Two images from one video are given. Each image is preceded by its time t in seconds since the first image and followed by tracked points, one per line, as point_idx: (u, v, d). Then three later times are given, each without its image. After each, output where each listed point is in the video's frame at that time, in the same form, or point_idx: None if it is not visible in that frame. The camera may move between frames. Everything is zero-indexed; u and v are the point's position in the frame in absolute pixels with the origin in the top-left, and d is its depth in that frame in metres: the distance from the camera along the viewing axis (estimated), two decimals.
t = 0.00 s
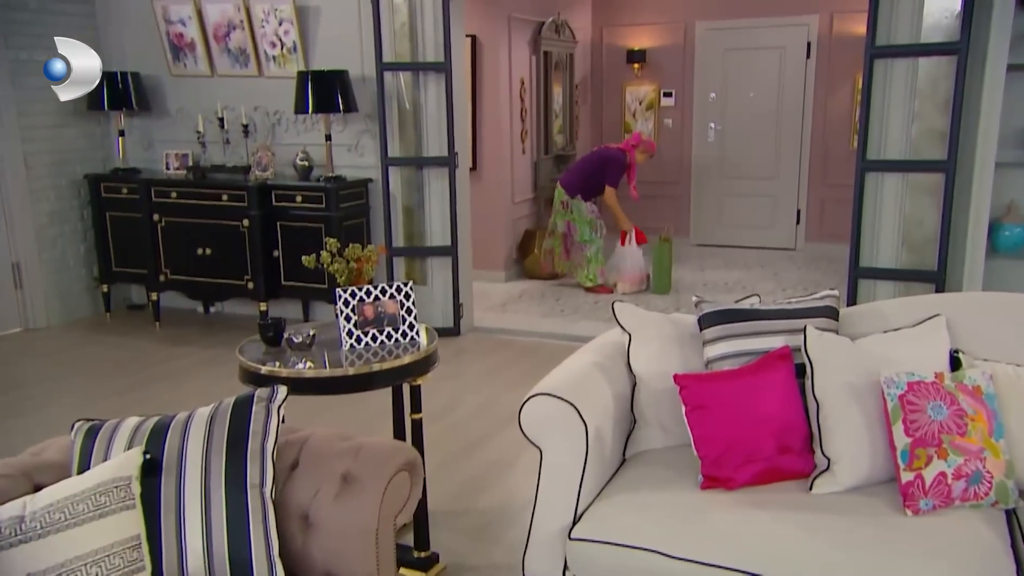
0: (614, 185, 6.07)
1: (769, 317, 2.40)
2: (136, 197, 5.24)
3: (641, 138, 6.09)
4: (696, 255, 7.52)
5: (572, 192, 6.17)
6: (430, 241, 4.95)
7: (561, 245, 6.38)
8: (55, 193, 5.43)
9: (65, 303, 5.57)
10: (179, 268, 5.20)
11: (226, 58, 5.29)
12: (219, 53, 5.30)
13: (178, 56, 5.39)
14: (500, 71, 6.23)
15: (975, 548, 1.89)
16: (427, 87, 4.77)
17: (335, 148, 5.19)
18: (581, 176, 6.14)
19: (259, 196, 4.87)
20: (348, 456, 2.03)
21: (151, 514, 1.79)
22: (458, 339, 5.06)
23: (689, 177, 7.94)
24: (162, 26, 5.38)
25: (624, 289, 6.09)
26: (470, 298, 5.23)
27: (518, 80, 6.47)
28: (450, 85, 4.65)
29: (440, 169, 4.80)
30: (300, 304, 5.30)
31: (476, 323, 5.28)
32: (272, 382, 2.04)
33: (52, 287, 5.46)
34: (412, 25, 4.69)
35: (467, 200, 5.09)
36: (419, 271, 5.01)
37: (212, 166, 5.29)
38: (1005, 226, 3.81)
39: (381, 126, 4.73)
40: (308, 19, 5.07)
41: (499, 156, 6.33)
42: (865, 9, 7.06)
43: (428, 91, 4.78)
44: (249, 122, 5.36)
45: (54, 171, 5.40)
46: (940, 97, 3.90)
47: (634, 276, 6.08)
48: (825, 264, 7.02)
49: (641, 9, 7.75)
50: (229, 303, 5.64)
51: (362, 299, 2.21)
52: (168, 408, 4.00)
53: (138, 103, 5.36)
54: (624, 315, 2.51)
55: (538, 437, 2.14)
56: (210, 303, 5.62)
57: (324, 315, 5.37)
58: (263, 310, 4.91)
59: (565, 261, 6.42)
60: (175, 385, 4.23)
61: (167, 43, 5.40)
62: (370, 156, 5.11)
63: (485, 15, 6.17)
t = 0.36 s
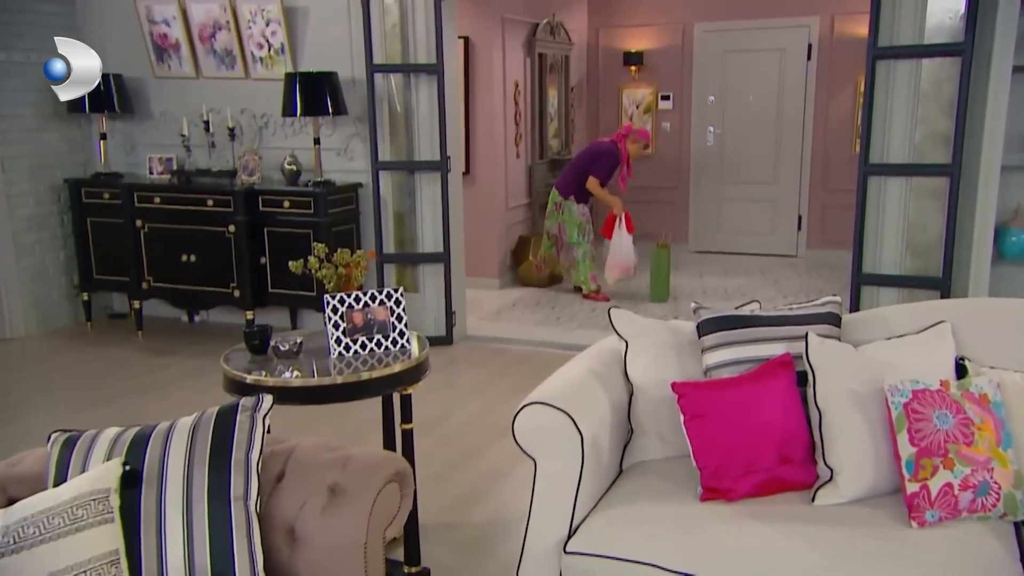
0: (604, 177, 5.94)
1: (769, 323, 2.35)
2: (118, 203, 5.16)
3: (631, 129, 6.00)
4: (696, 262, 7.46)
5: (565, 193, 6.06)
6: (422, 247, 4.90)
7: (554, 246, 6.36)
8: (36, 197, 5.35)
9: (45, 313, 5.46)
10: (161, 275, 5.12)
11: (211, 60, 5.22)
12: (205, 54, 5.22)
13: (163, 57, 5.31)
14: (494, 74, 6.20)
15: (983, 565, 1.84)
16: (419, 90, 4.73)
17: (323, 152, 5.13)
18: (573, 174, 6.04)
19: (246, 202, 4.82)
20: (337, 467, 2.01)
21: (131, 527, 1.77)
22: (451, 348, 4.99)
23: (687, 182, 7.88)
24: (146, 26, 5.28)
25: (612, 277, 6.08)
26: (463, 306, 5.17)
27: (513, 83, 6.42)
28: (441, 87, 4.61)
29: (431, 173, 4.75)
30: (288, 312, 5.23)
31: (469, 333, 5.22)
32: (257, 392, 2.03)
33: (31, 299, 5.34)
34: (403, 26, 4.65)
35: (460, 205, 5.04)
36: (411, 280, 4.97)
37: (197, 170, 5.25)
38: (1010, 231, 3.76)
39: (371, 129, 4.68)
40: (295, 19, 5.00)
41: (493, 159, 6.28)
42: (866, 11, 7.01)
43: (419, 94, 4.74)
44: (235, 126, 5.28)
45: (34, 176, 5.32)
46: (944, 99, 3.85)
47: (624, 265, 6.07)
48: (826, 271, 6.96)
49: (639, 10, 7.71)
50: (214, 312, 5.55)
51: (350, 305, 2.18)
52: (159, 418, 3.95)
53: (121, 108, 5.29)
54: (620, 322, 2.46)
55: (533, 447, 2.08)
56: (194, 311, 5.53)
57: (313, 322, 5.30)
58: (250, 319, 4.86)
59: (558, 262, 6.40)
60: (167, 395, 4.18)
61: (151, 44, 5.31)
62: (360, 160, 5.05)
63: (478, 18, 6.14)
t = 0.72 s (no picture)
0: (589, 165, 5.80)
1: (770, 325, 2.29)
2: (101, 204, 5.11)
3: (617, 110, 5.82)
4: (695, 266, 7.40)
5: (564, 194, 6.00)
6: (414, 250, 4.84)
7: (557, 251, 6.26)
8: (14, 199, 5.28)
9: (24, 318, 5.40)
10: (145, 280, 5.06)
11: (197, 57, 5.17)
12: (190, 52, 5.17)
13: (147, 55, 5.26)
14: (488, 72, 6.14)
15: None
16: (410, 89, 4.68)
17: (313, 153, 5.06)
18: (567, 172, 5.97)
19: (232, 202, 4.77)
20: (326, 476, 1.96)
21: (111, 537, 1.71)
22: (445, 353, 4.93)
23: (687, 184, 7.82)
24: (130, 23, 5.25)
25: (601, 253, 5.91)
26: (457, 311, 5.11)
27: (507, 81, 6.37)
28: (434, 86, 4.56)
29: (425, 174, 4.70)
30: (276, 318, 5.17)
31: (462, 338, 5.15)
32: (244, 399, 2.02)
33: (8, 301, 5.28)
34: (394, 23, 4.60)
35: (453, 207, 4.98)
36: (403, 284, 4.91)
37: (181, 172, 5.20)
38: (1018, 233, 3.70)
39: (362, 130, 4.64)
40: (283, 16, 4.95)
41: (487, 160, 6.23)
42: (869, 9, 6.97)
43: (411, 92, 4.68)
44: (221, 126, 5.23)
45: (11, 177, 5.25)
46: (949, 97, 3.79)
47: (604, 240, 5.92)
48: (829, 274, 6.91)
49: (636, 8, 7.65)
50: (199, 317, 5.48)
51: (340, 309, 2.19)
52: (152, 425, 3.89)
53: (103, 106, 5.26)
54: (619, 326, 2.39)
55: (528, 454, 2.02)
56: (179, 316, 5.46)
57: (302, 328, 5.24)
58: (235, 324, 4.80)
59: (557, 269, 6.30)
60: (157, 402, 4.12)
61: (135, 41, 5.27)
62: (350, 160, 4.99)
63: (473, 15, 6.09)
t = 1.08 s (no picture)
0: (583, 164, 5.74)
1: (772, 327, 2.24)
2: (85, 203, 5.03)
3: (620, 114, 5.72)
4: (695, 267, 7.35)
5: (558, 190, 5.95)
6: (406, 251, 4.80)
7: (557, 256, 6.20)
8: None
9: (6, 321, 5.35)
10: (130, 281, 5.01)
11: (184, 53, 5.12)
12: (178, 47, 5.12)
13: (132, 50, 5.22)
14: (482, 67, 6.09)
15: None
16: (403, 85, 4.63)
17: (302, 151, 5.01)
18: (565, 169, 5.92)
19: (220, 202, 4.70)
20: (315, 483, 1.91)
21: (94, 547, 1.66)
22: (439, 356, 4.88)
23: (686, 183, 7.77)
24: (115, 18, 5.20)
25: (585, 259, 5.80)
26: (451, 313, 5.06)
27: (502, 78, 6.33)
28: (428, 82, 4.51)
29: (420, 173, 4.65)
30: (266, 321, 5.12)
31: (457, 341, 5.10)
32: (231, 402, 1.97)
33: None
34: (386, 17, 4.55)
35: (447, 207, 4.94)
36: (395, 285, 4.86)
37: (166, 170, 5.15)
38: None
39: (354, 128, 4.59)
40: (273, 11, 4.89)
41: (481, 159, 6.19)
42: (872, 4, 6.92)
43: (404, 88, 4.63)
44: (208, 123, 5.17)
45: None
46: (955, 94, 3.74)
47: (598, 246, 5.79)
48: (831, 275, 6.86)
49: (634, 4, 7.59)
50: (186, 320, 5.43)
51: (331, 311, 2.14)
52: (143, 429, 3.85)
53: (86, 103, 5.22)
54: (616, 328, 2.34)
55: (524, 459, 1.97)
56: (165, 319, 5.42)
57: (292, 330, 5.19)
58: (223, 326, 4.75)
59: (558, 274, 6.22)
60: (149, 407, 4.07)
61: (120, 36, 5.23)
62: (341, 159, 4.94)
63: (467, 11, 6.04)
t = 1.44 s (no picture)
0: (588, 154, 5.74)
1: (767, 327, 2.21)
2: (62, 202, 4.96)
3: (638, 122, 5.70)
4: (690, 266, 7.31)
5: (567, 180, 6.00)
6: (394, 250, 4.74)
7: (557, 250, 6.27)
8: None
9: None
10: (110, 282, 4.95)
11: (165, 47, 5.05)
12: (159, 41, 5.06)
13: (111, 44, 5.16)
14: (471, 62, 6.04)
15: None
16: (391, 81, 4.58)
17: (287, 148, 4.95)
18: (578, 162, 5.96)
19: (202, 200, 4.64)
20: (302, 488, 1.86)
21: (73, 556, 1.60)
22: (430, 358, 4.84)
23: (680, 181, 7.73)
24: (93, 12, 5.13)
25: (560, 249, 5.80)
26: (441, 314, 5.02)
27: (493, 73, 6.27)
28: (416, 78, 4.46)
29: (408, 171, 4.60)
30: (251, 322, 5.06)
31: (448, 342, 5.06)
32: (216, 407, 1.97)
33: None
34: (373, 13, 4.49)
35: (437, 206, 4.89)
36: (384, 286, 4.80)
37: (147, 167, 5.09)
38: None
39: (340, 124, 4.53)
40: (257, 5, 4.83)
41: (471, 157, 6.14)
42: None
43: (393, 84, 4.58)
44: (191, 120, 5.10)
45: None
46: (954, 90, 3.70)
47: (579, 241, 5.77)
48: (828, 274, 6.83)
49: None
50: (168, 321, 5.38)
51: (317, 312, 2.13)
52: (129, 432, 3.80)
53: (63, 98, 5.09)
54: (609, 329, 2.31)
55: (515, 464, 1.93)
56: (147, 320, 5.37)
57: (278, 331, 5.13)
58: (207, 327, 4.69)
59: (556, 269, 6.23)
60: (136, 410, 4.03)
61: (98, 30, 5.16)
62: (328, 157, 4.89)
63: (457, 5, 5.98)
